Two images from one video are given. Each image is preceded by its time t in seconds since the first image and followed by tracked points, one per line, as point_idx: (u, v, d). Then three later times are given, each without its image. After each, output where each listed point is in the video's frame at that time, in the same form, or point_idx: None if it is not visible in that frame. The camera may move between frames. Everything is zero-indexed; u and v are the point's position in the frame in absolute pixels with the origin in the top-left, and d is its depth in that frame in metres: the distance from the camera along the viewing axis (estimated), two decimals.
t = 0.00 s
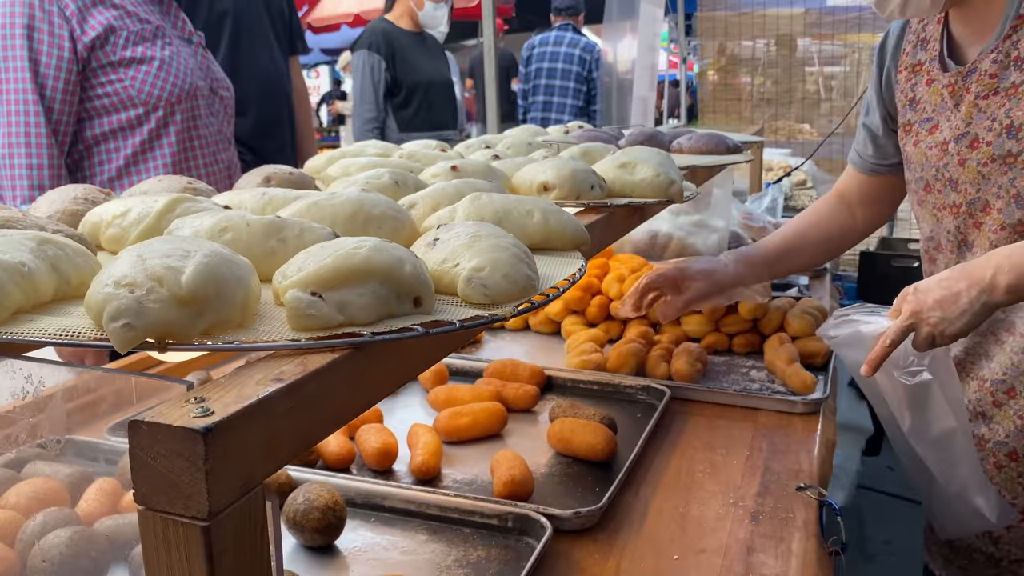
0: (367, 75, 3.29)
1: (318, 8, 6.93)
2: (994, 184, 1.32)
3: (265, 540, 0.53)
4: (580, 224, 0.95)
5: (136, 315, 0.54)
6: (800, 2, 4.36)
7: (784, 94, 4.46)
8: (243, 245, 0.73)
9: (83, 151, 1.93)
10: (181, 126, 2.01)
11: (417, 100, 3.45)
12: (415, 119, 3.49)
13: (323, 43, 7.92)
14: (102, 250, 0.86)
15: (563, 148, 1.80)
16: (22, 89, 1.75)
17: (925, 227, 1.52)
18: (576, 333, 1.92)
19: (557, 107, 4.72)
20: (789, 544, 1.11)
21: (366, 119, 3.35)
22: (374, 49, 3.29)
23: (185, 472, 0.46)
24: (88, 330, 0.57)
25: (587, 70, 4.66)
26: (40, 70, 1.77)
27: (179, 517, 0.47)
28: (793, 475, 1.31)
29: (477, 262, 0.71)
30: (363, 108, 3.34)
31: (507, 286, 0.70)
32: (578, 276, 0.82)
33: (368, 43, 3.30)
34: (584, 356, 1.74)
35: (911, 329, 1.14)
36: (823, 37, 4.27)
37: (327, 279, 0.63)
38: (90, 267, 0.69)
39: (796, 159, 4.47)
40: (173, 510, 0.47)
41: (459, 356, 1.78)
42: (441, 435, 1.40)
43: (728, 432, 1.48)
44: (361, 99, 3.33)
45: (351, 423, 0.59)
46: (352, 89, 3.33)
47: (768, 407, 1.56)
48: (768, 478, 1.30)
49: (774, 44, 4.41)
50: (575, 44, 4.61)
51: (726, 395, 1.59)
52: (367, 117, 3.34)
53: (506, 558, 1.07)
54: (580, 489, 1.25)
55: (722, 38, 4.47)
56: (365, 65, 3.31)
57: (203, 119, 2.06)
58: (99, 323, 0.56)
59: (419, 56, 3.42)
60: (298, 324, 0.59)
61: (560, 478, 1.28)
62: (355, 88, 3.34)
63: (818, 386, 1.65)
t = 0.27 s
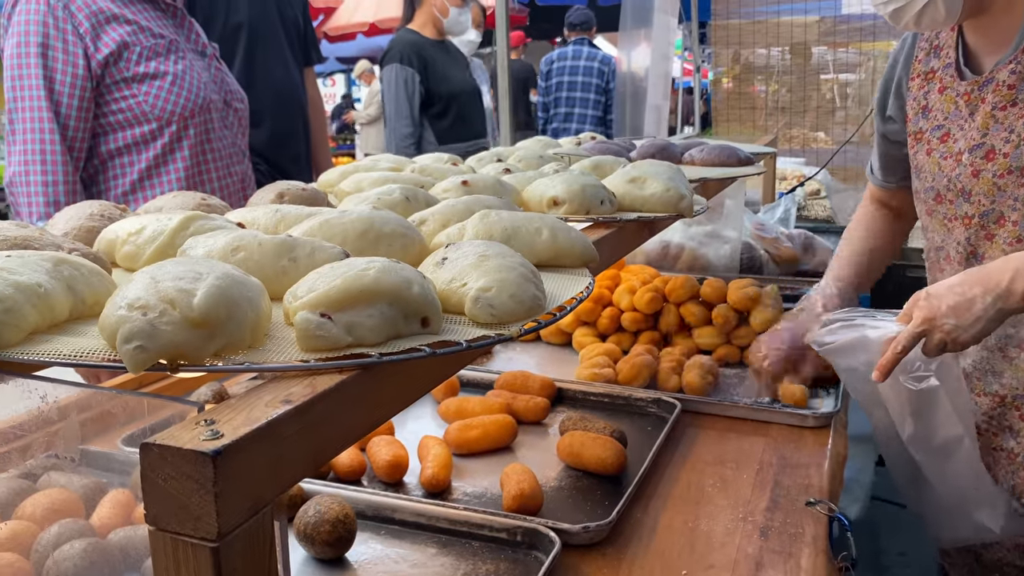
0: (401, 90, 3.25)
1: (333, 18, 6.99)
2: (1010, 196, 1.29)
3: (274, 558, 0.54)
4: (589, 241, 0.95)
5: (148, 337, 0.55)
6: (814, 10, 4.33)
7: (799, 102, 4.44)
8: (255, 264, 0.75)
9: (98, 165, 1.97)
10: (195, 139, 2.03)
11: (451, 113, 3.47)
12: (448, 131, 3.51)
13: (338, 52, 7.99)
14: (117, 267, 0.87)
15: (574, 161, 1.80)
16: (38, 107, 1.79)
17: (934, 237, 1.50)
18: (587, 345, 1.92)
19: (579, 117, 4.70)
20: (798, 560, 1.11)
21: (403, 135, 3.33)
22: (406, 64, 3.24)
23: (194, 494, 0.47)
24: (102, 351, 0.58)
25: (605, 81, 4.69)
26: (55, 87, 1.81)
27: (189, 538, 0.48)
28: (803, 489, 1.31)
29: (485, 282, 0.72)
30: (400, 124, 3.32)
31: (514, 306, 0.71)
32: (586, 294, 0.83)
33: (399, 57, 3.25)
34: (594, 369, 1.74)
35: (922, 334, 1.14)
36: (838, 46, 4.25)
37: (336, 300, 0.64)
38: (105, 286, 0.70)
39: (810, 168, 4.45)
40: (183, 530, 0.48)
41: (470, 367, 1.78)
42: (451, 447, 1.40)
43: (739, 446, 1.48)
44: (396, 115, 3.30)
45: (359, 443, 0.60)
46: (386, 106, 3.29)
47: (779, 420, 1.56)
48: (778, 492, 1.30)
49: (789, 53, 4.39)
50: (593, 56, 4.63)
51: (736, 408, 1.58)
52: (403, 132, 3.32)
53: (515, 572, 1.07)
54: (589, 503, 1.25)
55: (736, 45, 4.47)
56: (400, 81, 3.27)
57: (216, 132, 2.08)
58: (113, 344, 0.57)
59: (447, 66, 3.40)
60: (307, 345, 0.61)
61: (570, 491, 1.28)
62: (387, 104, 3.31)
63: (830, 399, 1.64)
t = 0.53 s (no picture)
0: (428, 96, 3.26)
1: (347, 24, 7.03)
2: (1005, 191, 1.30)
3: (286, 563, 0.54)
4: (601, 247, 0.95)
5: (163, 341, 0.56)
6: (829, 16, 4.28)
7: (812, 109, 4.44)
8: (269, 269, 0.75)
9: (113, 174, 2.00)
10: (209, 149, 2.05)
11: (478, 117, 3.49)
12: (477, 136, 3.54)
13: (352, 58, 8.04)
14: (132, 271, 0.88)
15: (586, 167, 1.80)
16: (53, 117, 1.81)
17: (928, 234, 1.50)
18: (599, 351, 1.92)
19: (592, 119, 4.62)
20: (811, 568, 1.10)
21: (430, 141, 3.35)
22: (433, 69, 3.26)
23: (209, 498, 0.47)
24: (117, 355, 0.59)
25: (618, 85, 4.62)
26: (71, 98, 1.84)
27: (202, 542, 0.48)
28: (816, 498, 1.30)
29: (497, 288, 0.72)
30: (427, 128, 3.32)
31: (526, 312, 0.71)
32: (598, 300, 0.83)
33: (426, 63, 3.26)
34: (606, 375, 1.74)
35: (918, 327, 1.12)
36: (852, 52, 4.24)
37: (349, 306, 0.64)
38: (120, 291, 0.70)
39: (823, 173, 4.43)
40: (197, 534, 0.49)
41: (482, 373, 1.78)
42: (463, 452, 1.40)
43: (751, 454, 1.47)
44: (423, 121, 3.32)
45: (372, 449, 0.60)
46: (413, 112, 3.29)
47: (792, 428, 1.55)
48: (791, 500, 1.29)
49: (802, 59, 4.39)
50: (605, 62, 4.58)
51: (749, 416, 1.57)
52: (431, 138, 3.34)
53: None
54: (601, 510, 1.24)
55: (750, 51, 4.52)
56: (426, 85, 3.26)
57: (229, 140, 2.10)
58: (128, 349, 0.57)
59: (471, 72, 3.42)
60: (320, 350, 0.61)
61: (581, 498, 1.28)
62: (414, 111, 3.32)
63: (844, 407, 1.63)
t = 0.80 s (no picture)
0: (446, 101, 3.26)
1: (356, 28, 7.06)
2: (996, 182, 1.28)
3: (303, 563, 0.54)
4: (613, 251, 0.96)
5: (183, 342, 0.56)
6: (838, 20, 4.26)
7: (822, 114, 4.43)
8: (285, 272, 0.76)
9: (127, 182, 2.01)
10: (221, 158, 2.07)
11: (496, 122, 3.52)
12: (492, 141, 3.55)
13: (361, 62, 8.06)
14: (148, 274, 0.89)
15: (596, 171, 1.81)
16: (70, 127, 1.84)
17: (919, 229, 1.48)
18: (608, 355, 1.92)
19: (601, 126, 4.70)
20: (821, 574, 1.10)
21: (450, 146, 3.35)
22: (451, 74, 3.26)
23: (227, 497, 0.48)
24: (136, 356, 0.60)
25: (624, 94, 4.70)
26: (87, 109, 1.86)
27: (221, 541, 0.49)
28: (826, 503, 1.29)
29: (510, 291, 0.73)
30: (447, 134, 3.32)
31: (539, 315, 0.71)
32: (610, 303, 0.83)
33: (444, 67, 3.26)
34: (616, 379, 1.74)
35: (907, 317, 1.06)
36: (862, 56, 4.23)
37: (364, 308, 0.64)
38: (137, 293, 0.71)
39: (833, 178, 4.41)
40: (216, 533, 0.49)
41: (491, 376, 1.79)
42: (473, 455, 1.41)
43: (761, 458, 1.47)
44: (442, 126, 3.32)
45: (386, 450, 0.61)
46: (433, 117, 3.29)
47: (802, 433, 1.54)
48: (801, 505, 1.29)
49: (811, 64, 4.38)
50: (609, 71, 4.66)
51: (759, 420, 1.57)
52: (451, 143, 3.35)
53: None
54: (611, 514, 1.24)
55: (759, 56, 4.46)
56: (446, 90, 3.25)
57: (241, 149, 2.12)
58: (147, 350, 0.58)
59: (488, 75, 3.42)
60: (336, 352, 0.61)
61: (591, 501, 1.28)
62: (432, 116, 3.32)
63: (854, 412, 1.62)
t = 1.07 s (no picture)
0: (463, 100, 3.26)
1: (362, 33, 7.08)
2: (1002, 176, 1.28)
3: (318, 568, 0.54)
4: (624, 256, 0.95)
5: (198, 346, 0.56)
6: (844, 25, 4.27)
7: (828, 118, 4.42)
8: (297, 276, 0.76)
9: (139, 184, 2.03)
10: (231, 160, 2.07)
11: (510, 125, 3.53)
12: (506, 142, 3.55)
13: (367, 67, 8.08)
14: (160, 278, 0.89)
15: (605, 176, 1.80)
16: (81, 129, 1.85)
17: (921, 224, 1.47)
18: (616, 360, 1.91)
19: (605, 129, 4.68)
20: None
21: (468, 145, 3.35)
22: (468, 73, 3.25)
23: (243, 502, 0.48)
24: (151, 360, 0.59)
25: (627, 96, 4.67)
26: (98, 111, 1.87)
27: (237, 546, 0.49)
28: (836, 509, 1.28)
29: (523, 296, 0.73)
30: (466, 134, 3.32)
31: (553, 320, 0.71)
32: (622, 308, 0.83)
33: (460, 67, 3.25)
34: (625, 384, 1.74)
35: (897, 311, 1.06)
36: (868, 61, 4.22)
37: (378, 313, 0.64)
38: (151, 296, 0.71)
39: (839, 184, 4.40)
40: (231, 538, 0.49)
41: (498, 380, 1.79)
42: (481, 460, 1.40)
43: (770, 464, 1.46)
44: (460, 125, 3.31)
45: (400, 455, 0.61)
46: (449, 118, 3.29)
47: (812, 438, 1.53)
48: (811, 511, 1.28)
49: (817, 68, 4.37)
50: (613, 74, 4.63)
51: (768, 426, 1.57)
52: (468, 142, 3.34)
53: None
54: (620, 519, 1.24)
55: (764, 60, 4.48)
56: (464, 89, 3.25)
57: (251, 151, 2.12)
58: (162, 354, 0.58)
59: (504, 75, 3.41)
60: (350, 356, 0.61)
61: (599, 507, 1.28)
62: (450, 115, 3.31)
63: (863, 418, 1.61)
